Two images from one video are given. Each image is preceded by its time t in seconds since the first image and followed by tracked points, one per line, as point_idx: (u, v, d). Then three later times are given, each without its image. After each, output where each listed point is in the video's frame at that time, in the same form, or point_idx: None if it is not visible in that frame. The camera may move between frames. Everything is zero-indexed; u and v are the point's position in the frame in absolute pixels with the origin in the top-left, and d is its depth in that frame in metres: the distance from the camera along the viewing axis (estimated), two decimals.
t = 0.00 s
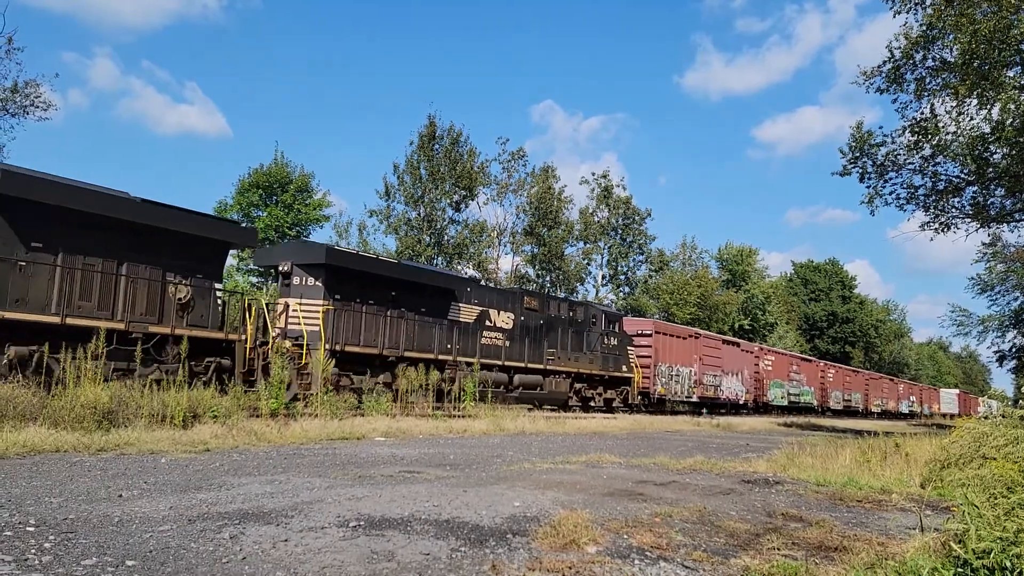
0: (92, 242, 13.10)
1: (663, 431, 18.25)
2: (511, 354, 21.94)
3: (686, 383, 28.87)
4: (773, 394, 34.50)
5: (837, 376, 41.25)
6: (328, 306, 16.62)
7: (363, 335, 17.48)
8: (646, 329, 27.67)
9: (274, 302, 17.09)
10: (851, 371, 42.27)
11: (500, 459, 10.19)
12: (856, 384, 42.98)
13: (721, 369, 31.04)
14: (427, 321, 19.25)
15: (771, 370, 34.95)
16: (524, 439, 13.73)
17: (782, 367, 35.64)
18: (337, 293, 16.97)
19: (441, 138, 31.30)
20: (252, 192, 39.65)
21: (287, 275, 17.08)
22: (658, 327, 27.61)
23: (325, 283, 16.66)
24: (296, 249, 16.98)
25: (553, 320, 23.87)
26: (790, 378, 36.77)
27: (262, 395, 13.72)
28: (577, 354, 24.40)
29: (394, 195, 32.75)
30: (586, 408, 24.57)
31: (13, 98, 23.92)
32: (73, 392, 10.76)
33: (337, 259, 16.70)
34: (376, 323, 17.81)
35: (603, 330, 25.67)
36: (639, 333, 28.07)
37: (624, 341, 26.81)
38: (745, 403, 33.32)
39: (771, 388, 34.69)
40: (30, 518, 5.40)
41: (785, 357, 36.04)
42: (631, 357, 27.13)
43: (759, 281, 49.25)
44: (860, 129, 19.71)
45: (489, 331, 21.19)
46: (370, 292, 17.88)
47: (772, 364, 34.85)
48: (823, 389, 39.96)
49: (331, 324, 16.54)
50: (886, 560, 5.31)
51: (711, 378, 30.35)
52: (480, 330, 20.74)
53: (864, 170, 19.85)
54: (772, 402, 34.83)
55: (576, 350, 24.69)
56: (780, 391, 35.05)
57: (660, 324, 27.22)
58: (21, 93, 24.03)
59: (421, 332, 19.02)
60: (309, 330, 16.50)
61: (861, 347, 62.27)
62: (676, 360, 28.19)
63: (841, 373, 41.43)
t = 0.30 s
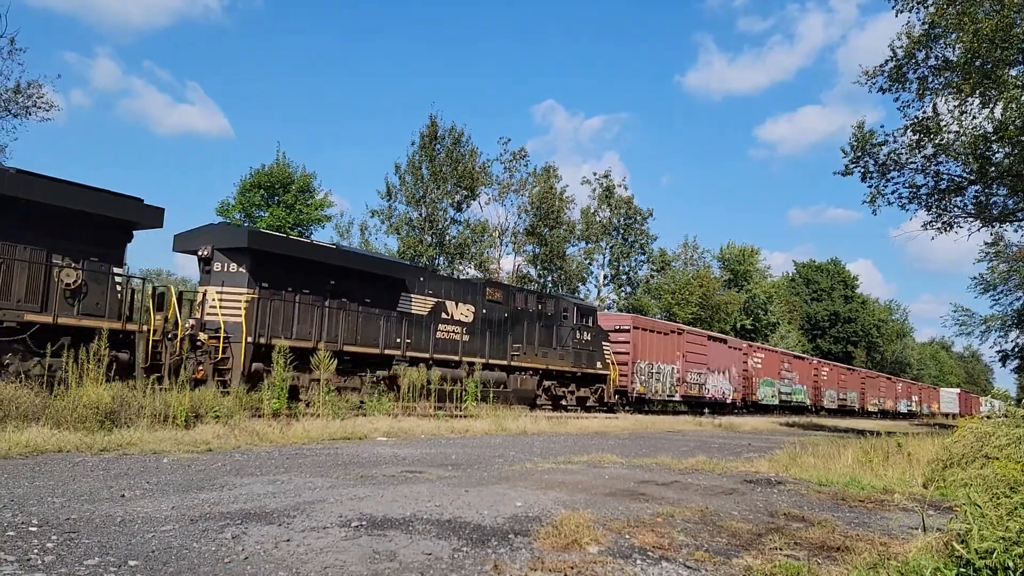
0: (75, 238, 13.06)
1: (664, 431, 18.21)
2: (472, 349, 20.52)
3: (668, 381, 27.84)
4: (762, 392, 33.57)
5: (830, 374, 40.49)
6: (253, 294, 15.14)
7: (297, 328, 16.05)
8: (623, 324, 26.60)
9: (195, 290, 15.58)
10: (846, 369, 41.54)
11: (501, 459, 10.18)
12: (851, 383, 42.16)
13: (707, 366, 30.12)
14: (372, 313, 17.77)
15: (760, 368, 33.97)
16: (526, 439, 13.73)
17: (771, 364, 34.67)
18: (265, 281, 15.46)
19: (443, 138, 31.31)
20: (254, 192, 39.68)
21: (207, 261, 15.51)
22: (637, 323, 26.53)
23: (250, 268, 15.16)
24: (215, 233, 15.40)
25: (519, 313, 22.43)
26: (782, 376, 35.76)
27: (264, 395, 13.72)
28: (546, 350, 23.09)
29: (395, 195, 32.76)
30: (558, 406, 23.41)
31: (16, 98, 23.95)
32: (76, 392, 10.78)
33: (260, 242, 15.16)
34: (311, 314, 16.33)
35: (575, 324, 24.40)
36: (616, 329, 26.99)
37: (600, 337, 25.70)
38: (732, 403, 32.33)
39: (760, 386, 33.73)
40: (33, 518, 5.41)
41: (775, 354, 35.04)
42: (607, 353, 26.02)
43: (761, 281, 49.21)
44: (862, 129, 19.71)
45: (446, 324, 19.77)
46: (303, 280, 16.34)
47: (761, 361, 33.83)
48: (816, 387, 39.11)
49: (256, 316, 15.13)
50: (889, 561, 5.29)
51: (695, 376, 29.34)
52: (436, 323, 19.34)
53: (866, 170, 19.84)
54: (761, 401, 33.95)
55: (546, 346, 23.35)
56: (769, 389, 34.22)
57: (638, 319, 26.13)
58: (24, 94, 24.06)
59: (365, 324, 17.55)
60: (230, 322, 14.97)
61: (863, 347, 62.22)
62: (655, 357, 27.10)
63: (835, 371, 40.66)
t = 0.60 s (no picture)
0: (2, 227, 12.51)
1: (666, 431, 18.16)
2: (425, 344, 19.16)
3: (648, 380, 26.60)
4: (750, 391, 32.46)
5: (824, 372, 39.56)
6: (157, 282, 13.56)
7: (213, 320, 14.52)
8: (598, 319, 25.22)
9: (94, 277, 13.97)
10: (840, 367, 40.80)
11: (503, 459, 10.16)
12: (845, 381, 41.31)
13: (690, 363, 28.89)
14: (304, 304, 16.28)
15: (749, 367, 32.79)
16: (527, 439, 13.70)
17: (759, 363, 33.45)
18: (174, 266, 13.92)
19: (444, 139, 31.32)
20: (255, 193, 39.72)
21: (108, 244, 13.88)
22: (612, 317, 25.12)
23: (156, 252, 13.58)
24: (117, 212, 13.77)
25: (479, 306, 21.08)
26: (772, 375, 34.66)
27: (266, 396, 13.74)
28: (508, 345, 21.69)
29: (397, 195, 32.77)
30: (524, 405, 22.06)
31: (17, 100, 23.94)
32: (77, 392, 10.79)
33: (168, 223, 13.60)
34: (231, 303, 14.80)
35: (542, 318, 23.02)
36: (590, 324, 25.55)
37: (569, 332, 24.31)
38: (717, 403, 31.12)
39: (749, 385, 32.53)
40: (35, 519, 5.42)
41: (765, 351, 33.94)
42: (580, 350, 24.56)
43: (762, 281, 49.20)
44: (863, 128, 19.71)
45: (395, 317, 18.41)
46: (221, 267, 14.76)
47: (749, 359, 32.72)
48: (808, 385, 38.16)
49: (160, 304, 13.53)
50: (891, 562, 5.27)
51: (676, 374, 28.10)
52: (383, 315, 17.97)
53: (867, 170, 19.84)
54: (748, 400, 32.81)
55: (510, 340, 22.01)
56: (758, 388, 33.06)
57: (614, 312, 24.70)
58: (26, 95, 24.06)
59: (298, 316, 16.12)
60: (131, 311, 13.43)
61: (865, 347, 62.16)
62: (632, 354, 25.72)
63: (829, 369, 39.78)
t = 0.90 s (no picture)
0: None
1: (667, 431, 18.11)
2: (367, 337, 17.67)
3: (625, 377, 25.46)
4: (737, 389, 31.56)
5: (818, 370, 38.96)
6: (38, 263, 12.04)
7: (109, 308, 12.93)
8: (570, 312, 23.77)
9: None
10: (834, 365, 40.17)
11: (505, 459, 10.15)
12: (840, 380, 40.79)
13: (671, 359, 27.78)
14: (222, 292, 14.75)
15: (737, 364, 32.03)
16: (528, 439, 13.65)
17: (748, 360, 32.56)
18: (61, 248, 12.39)
19: (444, 139, 31.33)
20: (256, 193, 39.74)
21: None
22: (583, 311, 23.72)
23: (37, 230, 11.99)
24: None
25: (433, 297, 19.56)
26: (761, 372, 33.64)
27: (267, 396, 13.73)
28: (464, 339, 20.17)
29: (397, 195, 32.78)
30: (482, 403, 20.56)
31: (18, 100, 23.96)
32: (78, 393, 10.78)
33: (53, 198, 12.00)
34: (132, 290, 13.24)
35: (503, 310, 21.48)
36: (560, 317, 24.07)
37: (536, 325, 22.76)
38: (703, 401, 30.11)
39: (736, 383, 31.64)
40: (36, 520, 5.41)
41: (752, 347, 32.91)
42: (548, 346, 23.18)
43: (763, 280, 49.17)
44: (864, 128, 19.69)
45: (332, 308, 16.91)
46: (121, 248, 13.18)
47: (736, 355, 31.72)
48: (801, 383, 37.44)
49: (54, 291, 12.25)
50: (892, 560, 5.26)
51: (655, 370, 26.91)
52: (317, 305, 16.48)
53: (868, 169, 19.82)
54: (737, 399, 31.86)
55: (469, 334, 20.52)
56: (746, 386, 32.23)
57: (586, 306, 23.31)
58: (26, 95, 24.09)
59: (214, 305, 14.58)
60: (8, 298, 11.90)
61: (866, 346, 62.14)
62: (605, 349, 24.39)
63: (821, 367, 39.09)
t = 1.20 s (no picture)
0: None
1: (668, 430, 18.08)
2: (298, 329, 16.20)
3: (598, 374, 24.64)
4: (721, 387, 30.91)
5: (808, 367, 38.40)
6: None
7: None
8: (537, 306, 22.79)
9: None
10: (825, 362, 39.79)
11: (505, 458, 10.14)
12: (832, 377, 40.43)
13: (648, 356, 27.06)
14: (119, 276, 13.24)
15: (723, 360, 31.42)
16: (528, 438, 13.64)
17: (732, 355, 31.90)
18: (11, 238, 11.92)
19: (444, 138, 31.33)
20: (256, 192, 39.73)
21: None
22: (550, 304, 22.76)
23: None
24: None
25: (378, 286, 18.18)
26: (746, 369, 33.12)
27: (267, 396, 13.71)
28: (413, 332, 18.79)
29: (398, 195, 32.77)
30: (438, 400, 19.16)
31: (18, 100, 23.98)
32: (79, 393, 10.79)
33: None
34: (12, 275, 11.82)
35: (459, 302, 20.13)
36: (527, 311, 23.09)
37: (498, 318, 21.52)
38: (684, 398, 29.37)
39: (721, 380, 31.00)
40: (36, 519, 5.41)
41: (737, 343, 32.30)
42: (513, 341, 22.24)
43: (763, 279, 49.16)
44: (864, 126, 19.68)
45: (254, 296, 15.38)
46: None
47: (720, 351, 31.09)
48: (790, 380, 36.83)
49: None
50: (893, 559, 5.25)
51: (631, 367, 26.13)
52: (237, 294, 14.99)
53: (868, 167, 19.82)
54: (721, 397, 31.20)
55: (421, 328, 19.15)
56: (731, 383, 31.65)
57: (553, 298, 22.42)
58: (26, 95, 24.09)
59: (107, 291, 13.04)
60: None
61: (866, 345, 62.12)
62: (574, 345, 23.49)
63: (812, 364, 38.52)
